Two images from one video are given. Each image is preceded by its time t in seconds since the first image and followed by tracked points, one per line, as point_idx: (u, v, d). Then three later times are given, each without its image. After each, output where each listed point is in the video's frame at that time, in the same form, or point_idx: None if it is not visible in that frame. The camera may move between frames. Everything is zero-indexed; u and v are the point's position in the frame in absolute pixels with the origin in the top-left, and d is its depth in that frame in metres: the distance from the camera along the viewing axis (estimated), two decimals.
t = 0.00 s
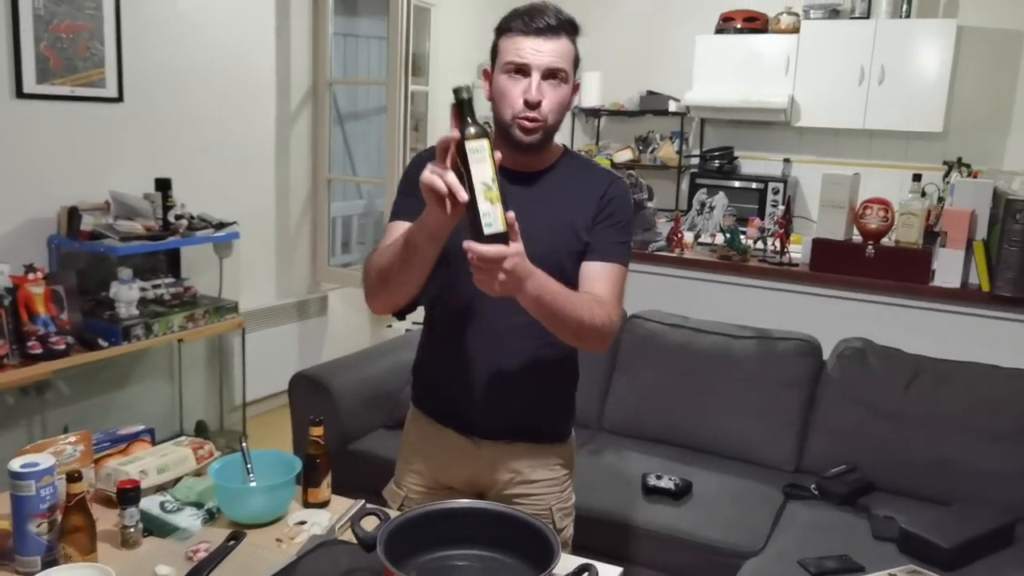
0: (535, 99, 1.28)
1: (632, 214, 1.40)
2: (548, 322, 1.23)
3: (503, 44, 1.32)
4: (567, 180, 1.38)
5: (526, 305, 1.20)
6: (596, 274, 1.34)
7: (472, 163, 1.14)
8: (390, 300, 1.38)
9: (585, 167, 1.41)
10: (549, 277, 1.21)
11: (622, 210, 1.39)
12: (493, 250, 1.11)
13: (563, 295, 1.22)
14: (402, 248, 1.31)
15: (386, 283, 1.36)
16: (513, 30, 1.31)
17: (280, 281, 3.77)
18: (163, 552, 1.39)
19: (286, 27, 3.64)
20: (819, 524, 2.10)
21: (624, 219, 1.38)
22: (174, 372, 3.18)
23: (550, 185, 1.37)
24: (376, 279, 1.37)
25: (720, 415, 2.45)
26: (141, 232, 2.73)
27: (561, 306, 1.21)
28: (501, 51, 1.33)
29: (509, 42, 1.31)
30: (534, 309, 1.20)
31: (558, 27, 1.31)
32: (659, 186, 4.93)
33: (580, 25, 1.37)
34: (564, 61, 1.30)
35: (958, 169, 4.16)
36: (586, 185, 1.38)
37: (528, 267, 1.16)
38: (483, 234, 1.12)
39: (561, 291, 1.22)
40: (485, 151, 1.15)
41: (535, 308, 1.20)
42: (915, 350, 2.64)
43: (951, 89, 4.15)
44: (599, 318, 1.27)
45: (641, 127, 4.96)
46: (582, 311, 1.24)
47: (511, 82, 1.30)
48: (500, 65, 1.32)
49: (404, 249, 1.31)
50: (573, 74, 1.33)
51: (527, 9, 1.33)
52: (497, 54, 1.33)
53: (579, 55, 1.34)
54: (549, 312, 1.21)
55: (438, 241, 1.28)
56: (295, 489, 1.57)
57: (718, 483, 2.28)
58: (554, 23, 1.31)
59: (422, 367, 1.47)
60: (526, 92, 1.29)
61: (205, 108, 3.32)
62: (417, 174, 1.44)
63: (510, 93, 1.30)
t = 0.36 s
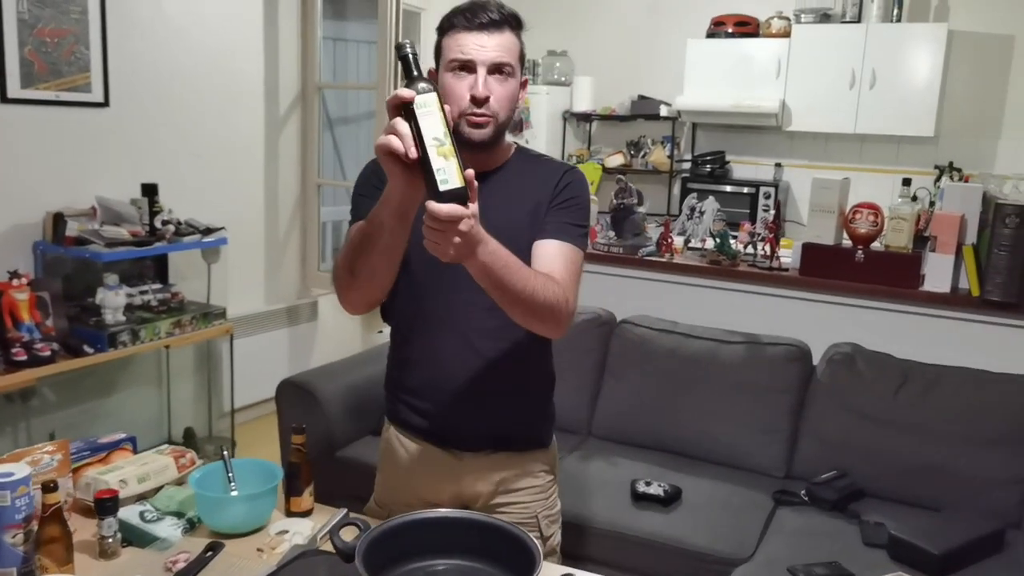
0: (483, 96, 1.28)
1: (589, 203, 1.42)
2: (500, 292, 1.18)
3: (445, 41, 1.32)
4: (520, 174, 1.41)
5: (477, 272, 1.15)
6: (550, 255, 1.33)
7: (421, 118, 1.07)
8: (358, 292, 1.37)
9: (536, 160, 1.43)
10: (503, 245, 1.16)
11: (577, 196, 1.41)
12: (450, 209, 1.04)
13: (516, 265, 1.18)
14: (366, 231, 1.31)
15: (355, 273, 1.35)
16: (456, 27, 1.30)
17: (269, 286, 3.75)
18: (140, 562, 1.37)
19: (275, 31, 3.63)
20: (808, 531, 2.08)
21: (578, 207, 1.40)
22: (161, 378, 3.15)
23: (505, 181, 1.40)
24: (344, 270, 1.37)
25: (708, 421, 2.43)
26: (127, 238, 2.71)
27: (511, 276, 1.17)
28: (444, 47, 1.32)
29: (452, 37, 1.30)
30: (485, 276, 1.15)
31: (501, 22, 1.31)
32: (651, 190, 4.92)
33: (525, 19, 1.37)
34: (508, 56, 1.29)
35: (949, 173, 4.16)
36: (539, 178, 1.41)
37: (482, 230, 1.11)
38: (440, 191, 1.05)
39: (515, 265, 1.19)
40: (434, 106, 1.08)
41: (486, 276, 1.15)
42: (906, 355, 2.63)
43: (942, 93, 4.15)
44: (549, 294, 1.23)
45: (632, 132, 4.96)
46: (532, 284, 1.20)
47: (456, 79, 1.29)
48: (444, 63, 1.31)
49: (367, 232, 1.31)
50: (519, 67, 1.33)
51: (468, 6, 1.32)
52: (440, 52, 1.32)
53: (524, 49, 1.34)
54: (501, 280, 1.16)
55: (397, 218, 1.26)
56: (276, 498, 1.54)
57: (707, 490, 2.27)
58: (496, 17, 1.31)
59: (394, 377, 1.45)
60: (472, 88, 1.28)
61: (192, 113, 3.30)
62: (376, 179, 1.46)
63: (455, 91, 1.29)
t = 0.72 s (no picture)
0: (494, 103, 1.29)
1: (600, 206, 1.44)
2: (517, 297, 1.20)
3: (457, 49, 1.33)
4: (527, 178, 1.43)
5: (495, 278, 1.17)
6: (564, 259, 1.36)
7: (442, 122, 1.09)
8: (375, 300, 1.38)
9: (547, 165, 1.46)
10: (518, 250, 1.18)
11: (587, 200, 1.43)
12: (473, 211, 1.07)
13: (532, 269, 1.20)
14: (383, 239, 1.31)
15: (373, 282, 1.36)
16: (467, 35, 1.32)
17: (277, 290, 3.78)
18: (169, 561, 1.39)
19: (284, 36, 3.66)
20: (819, 531, 2.11)
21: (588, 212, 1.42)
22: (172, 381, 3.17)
23: (517, 186, 1.43)
24: (362, 278, 1.37)
25: (718, 422, 2.46)
26: (141, 241, 2.74)
27: (528, 280, 1.19)
28: (455, 54, 1.33)
29: (463, 45, 1.31)
30: (503, 282, 1.17)
31: (512, 29, 1.32)
32: (656, 194, 4.95)
33: (535, 26, 1.38)
34: (520, 63, 1.31)
35: (953, 176, 4.20)
36: (549, 183, 1.43)
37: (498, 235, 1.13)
38: (461, 194, 1.07)
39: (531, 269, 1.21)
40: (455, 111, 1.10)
41: (504, 281, 1.18)
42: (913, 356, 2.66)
43: (944, 96, 4.19)
44: (566, 297, 1.25)
45: (637, 135, 4.99)
46: (549, 288, 1.23)
47: (467, 87, 1.31)
48: (455, 72, 1.33)
49: (384, 242, 1.31)
50: (529, 73, 1.34)
51: (479, 14, 1.34)
52: (451, 61, 1.34)
53: (534, 55, 1.35)
54: (518, 285, 1.19)
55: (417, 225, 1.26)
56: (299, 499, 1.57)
57: (718, 490, 2.29)
58: (506, 25, 1.32)
59: (411, 381, 1.47)
60: (484, 96, 1.29)
61: (203, 117, 3.33)
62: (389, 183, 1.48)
63: (467, 99, 1.31)
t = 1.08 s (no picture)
0: (479, 110, 1.27)
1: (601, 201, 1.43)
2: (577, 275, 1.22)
3: (440, 56, 1.31)
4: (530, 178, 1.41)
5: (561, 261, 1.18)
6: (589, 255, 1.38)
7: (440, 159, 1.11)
8: (362, 331, 1.39)
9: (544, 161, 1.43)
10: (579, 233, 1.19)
11: (588, 194, 1.42)
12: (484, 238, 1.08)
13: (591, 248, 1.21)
14: (362, 279, 1.30)
15: (357, 317, 1.36)
16: (451, 43, 1.29)
17: (278, 292, 3.76)
18: (167, 568, 1.37)
19: (285, 37, 3.65)
20: (825, 536, 2.08)
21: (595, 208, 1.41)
22: (172, 384, 3.15)
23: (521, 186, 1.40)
24: (344, 314, 1.37)
25: (723, 425, 2.44)
26: (140, 243, 2.72)
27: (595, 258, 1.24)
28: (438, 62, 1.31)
29: (445, 52, 1.29)
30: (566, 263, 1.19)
31: (497, 33, 1.30)
32: (658, 195, 4.93)
33: (519, 25, 1.35)
34: (506, 69, 1.29)
35: (957, 177, 4.17)
36: (551, 180, 1.41)
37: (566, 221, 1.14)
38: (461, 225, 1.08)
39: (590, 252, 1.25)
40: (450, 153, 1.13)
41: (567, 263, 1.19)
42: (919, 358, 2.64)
43: (948, 97, 4.17)
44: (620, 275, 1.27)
45: (639, 137, 4.98)
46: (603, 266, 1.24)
47: (455, 96, 1.29)
48: (440, 80, 1.30)
49: (365, 281, 1.30)
50: (514, 76, 1.32)
51: (461, 20, 1.31)
52: (436, 68, 1.31)
53: (518, 57, 1.33)
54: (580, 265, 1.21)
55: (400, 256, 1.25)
56: (299, 504, 1.54)
57: (722, 494, 2.27)
58: (487, 28, 1.30)
59: (412, 384, 1.45)
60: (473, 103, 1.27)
61: (203, 119, 3.31)
62: (377, 195, 1.45)
63: (455, 107, 1.29)
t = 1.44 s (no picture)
0: (455, 123, 1.26)
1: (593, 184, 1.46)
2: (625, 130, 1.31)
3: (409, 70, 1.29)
4: (524, 168, 1.40)
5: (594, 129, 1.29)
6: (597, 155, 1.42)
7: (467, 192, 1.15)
8: (380, 356, 1.29)
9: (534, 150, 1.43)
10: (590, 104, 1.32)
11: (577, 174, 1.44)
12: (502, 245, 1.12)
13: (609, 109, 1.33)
14: (381, 305, 1.20)
15: (376, 343, 1.26)
16: (417, 55, 1.26)
17: (281, 291, 3.77)
18: (171, 560, 1.37)
19: (288, 37, 3.66)
20: (829, 533, 2.07)
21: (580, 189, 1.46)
22: (176, 382, 3.16)
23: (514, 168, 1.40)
24: (363, 340, 1.27)
25: (726, 423, 2.44)
26: (144, 241, 2.72)
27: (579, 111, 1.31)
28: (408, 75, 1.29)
29: (413, 68, 1.27)
30: (594, 121, 1.30)
31: (464, 39, 1.27)
32: (662, 195, 4.93)
33: (485, 22, 1.32)
34: (478, 74, 1.27)
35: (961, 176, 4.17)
36: (545, 168, 1.42)
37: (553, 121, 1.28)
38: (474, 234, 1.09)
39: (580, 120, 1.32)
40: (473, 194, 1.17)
41: (602, 126, 1.30)
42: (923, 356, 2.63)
43: (952, 96, 4.16)
44: (657, 117, 1.36)
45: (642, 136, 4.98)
46: (637, 113, 1.34)
47: (430, 110, 1.28)
48: (413, 93, 1.29)
49: (384, 309, 1.21)
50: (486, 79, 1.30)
51: (424, 28, 1.28)
52: (407, 80, 1.29)
53: (487, 57, 1.30)
54: (614, 121, 1.31)
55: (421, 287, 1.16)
56: (303, 497, 1.54)
57: (726, 491, 2.27)
58: (452, 36, 1.27)
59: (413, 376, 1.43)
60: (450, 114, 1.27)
61: (206, 118, 3.32)
62: (368, 209, 1.38)
63: (431, 120, 1.28)
